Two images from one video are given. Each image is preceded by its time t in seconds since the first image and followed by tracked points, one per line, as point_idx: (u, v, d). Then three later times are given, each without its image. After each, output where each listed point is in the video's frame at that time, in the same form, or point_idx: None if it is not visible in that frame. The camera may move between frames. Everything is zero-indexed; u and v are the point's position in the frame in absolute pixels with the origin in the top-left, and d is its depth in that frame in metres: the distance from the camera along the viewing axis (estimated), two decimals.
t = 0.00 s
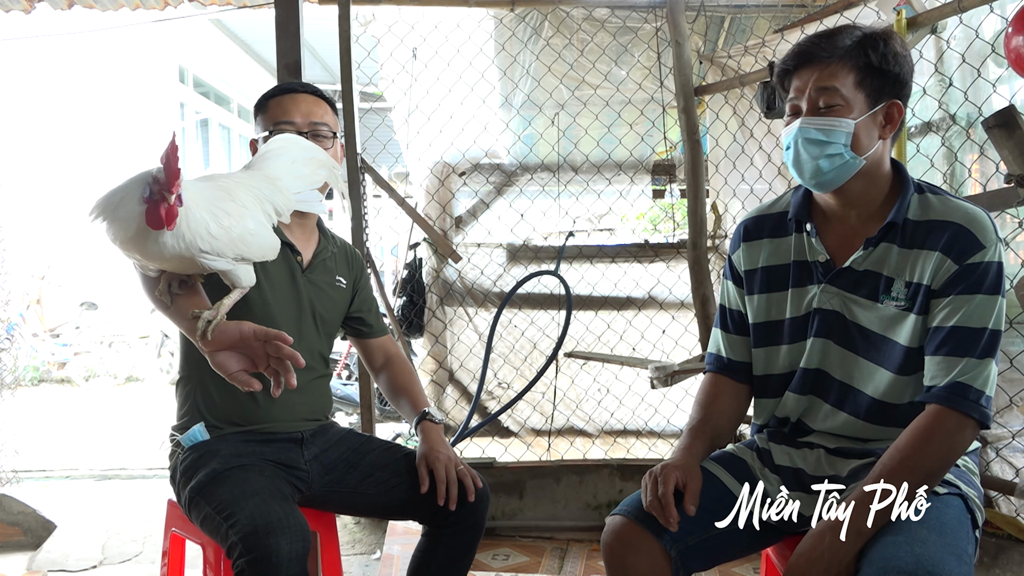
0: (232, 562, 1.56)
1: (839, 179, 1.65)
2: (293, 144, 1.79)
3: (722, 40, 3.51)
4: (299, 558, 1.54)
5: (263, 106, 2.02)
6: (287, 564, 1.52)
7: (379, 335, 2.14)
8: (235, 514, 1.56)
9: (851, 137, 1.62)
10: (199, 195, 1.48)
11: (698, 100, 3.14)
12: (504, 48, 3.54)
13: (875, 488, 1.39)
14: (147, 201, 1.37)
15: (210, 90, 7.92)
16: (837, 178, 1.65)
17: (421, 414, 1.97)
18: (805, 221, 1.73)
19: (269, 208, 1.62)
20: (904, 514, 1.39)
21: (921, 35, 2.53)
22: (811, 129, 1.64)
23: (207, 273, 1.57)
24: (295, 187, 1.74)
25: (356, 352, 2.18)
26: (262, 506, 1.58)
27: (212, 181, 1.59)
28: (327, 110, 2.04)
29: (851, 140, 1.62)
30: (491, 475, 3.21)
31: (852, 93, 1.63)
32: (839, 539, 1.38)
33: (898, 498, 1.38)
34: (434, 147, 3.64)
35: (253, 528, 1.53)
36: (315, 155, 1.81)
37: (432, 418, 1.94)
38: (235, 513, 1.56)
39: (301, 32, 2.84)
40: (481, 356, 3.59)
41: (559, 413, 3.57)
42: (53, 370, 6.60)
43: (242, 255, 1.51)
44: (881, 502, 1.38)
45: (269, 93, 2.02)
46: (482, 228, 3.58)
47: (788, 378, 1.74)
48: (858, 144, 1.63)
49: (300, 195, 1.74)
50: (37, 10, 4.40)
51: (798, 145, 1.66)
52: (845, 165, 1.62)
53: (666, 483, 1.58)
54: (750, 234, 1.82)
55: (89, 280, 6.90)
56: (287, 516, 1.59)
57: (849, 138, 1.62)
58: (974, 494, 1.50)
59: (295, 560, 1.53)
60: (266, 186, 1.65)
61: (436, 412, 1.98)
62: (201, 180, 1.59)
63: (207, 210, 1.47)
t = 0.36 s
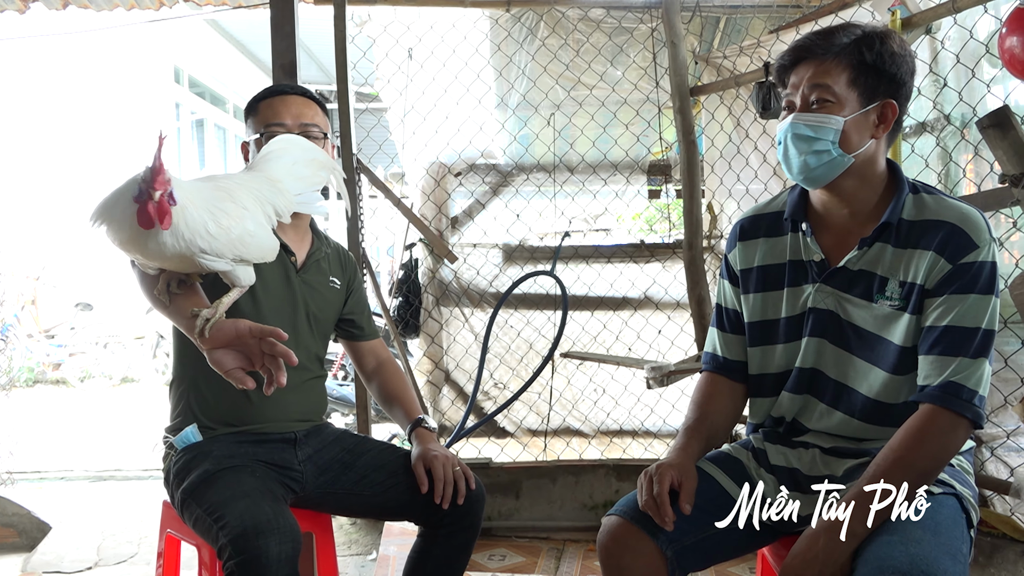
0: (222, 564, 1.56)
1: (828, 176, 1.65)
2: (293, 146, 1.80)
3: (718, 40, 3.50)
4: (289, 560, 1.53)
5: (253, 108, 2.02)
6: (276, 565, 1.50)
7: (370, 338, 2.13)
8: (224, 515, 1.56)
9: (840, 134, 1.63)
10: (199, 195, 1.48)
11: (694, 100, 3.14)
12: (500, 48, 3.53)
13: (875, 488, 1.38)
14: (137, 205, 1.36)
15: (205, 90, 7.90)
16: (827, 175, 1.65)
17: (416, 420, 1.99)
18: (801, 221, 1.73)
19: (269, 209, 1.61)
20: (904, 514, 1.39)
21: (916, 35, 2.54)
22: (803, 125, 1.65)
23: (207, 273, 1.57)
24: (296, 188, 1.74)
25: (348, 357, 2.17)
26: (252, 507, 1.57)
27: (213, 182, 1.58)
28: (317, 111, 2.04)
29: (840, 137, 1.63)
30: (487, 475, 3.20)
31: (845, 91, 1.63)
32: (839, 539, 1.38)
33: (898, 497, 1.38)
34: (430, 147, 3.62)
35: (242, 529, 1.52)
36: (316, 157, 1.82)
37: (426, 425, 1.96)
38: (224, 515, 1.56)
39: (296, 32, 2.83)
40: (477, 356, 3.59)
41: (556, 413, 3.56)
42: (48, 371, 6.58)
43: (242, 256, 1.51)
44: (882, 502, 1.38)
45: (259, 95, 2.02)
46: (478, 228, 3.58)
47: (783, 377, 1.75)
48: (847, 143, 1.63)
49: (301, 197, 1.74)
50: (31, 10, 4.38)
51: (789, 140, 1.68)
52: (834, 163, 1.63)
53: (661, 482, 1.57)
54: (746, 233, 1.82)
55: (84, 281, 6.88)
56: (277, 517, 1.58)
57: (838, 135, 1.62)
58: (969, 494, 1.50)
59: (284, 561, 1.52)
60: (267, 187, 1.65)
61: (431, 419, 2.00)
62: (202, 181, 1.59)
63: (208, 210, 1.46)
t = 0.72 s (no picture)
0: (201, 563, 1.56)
1: (823, 178, 1.66)
2: (292, 146, 1.79)
3: (715, 41, 3.50)
4: (262, 563, 1.53)
5: (250, 115, 2.01)
6: (247, 568, 1.50)
7: (365, 342, 2.14)
8: (202, 515, 1.56)
9: (834, 137, 1.63)
10: (194, 200, 1.48)
11: (691, 101, 3.14)
12: (496, 49, 3.53)
13: (875, 488, 1.38)
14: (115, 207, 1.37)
15: (201, 90, 7.88)
16: (821, 177, 1.66)
17: (412, 422, 1.98)
18: (797, 221, 1.73)
19: (267, 210, 1.61)
20: (905, 514, 1.40)
21: (912, 37, 2.54)
22: (797, 128, 1.66)
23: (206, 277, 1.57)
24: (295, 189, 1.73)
25: (344, 360, 2.17)
26: (231, 507, 1.57)
27: (210, 185, 1.58)
28: (314, 118, 2.04)
29: (834, 140, 1.63)
30: (484, 476, 3.20)
31: (839, 94, 1.64)
32: (840, 539, 1.38)
33: (898, 498, 1.38)
34: (427, 147, 3.62)
35: (216, 530, 1.52)
36: (315, 157, 1.81)
37: (423, 426, 1.95)
38: (203, 514, 1.56)
39: (292, 33, 2.83)
40: (473, 356, 3.59)
41: (552, 414, 3.57)
42: (43, 371, 6.55)
43: (239, 259, 1.50)
44: (881, 502, 1.38)
45: (257, 102, 2.01)
46: (475, 229, 3.58)
47: (779, 378, 1.75)
48: (841, 145, 1.63)
49: (300, 196, 1.73)
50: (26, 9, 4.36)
51: (783, 143, 1.68)
52: (827, 165, 1.63)
53: (658, 481, 1.58)
54: (743, 233, 1.82)
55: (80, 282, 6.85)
56: (254, 518, 1.57)
57: (832, 138, 1.63)
58: (964, 494, 1.50)
59: (256, 564, 1.51)
60: (266, 188, 1.64)
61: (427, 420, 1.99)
62: (199, 185, 1.59)
63: (202, 214, 1.45)
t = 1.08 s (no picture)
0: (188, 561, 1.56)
1: (819, 178, 1.66)
2: (295, 152, 1.78)
3: (713, 40, 3.50)
4: (245, 563, 1.52)
5: (257, 120, 2.02)
6: (229, 567, 1.50)
7: (364, 343, 2.14)
8: (191, 513, 1.56)
9: (830, 137, 1.63)
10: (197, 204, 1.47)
11: (689, 100, 3.14)
12: (495, 48, 3.54)
13: (874, 488, 1.38)
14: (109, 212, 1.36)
15: (200, 89, 7.88)
16: (817, 177, 1.66)
17: (410, 420, 1.97)
18: (795, 221, 1.73)
19: (270, 217, 1.61)
20: (905, 514, 1.39)
21: (911, 36, 2.54)
22: (793, 128, 1.66)
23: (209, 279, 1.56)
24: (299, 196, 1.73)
25: (343, 362, 2.17)
26: (218, 506, 1.57)
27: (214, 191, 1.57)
28: (320, 125, 2.04)
29: (829, 140, 1.63)
30: (483, 475, 3.20)
31: (836, 94, 1.63)
32: (839, 539, 1.38)
33: (898, 497, 1.38)
34: (425, 146, 3.62)
35: (200, 529, 1.52)
36: (319, 163, 1.80)
37: (420, 424, 1.95)
38: (191, 513, 1.56)
39: (291, 32, 2.83)
40: (472, 356, 3.58)
41: (551, 413, 3.57)
42: (41, 370, 6.54)
43: (239, 264, 1.49)
44: (881, 502, 1.38)
45: (263, 108, 2.02)
46: (474, 228, 3.57)
47: (778, 378, 1.75)
48: (837, 144, 1.63)
49: (303, 203, 1.73)
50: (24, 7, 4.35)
51: (780, 143, 1.68)
52: (823, 166, 1.63)
53: (657, 480, 1.58)
54: (741, 233, 1.82)
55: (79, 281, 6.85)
56: (240, 518, 1.57)
57: (828, 138, 1.63)
58: (963, 493, 1.50)
59: (240, 564, 1.51)
60: (270, 195, 1.64)
61: (425, 419, 1.99)
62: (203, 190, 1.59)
63: (204, 219, 1.45)
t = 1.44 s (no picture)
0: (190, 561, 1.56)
1: (818, 179, 1.66)
2: (301, 154, 1.76)
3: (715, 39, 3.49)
4: (246, 562, 1.52)
5: (262, 124, 2.02)
6: (231, 566, 1.50)
7: (365, 338, 2.14)
8: (193, 512, 1.56)
9: (828, 138, 1.63)
10: (203, 213, 1.46)
11: (691, 99, 3.14)
12: (497, 47, 3.53)
13: (875, 488, 1.38)
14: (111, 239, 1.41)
15: (201, 88, 7.88)
16: (816, 177, 1.66)
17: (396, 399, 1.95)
18: (795, 221, 1.73)
19: (278, 219, 1.58)
20: (905, 514, 1.40)
21: (912, 36, 2.54)
22: (791, 130, 1.66)
23: (221, 287, 1.56)
24: (304, 197, 1.69)
25: (345, 358, 2.17)
26: (220, 504, 1.57)
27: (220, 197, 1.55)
28: (324, 130, 2.04)
29: (828, 141, 1.63)
30: (484, 474, 3.20)
31: (834, 95, 1.63)
32: (839, 538, 1.38)
33: (898, 497, 1.38)
34: (426, 146, 3.61)
35: (202, 527, 1.52)
36: (323, 163, 1.77)
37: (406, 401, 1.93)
38: (193, 512, 1.56)
39: (292, 30, 2.83)
40: (473, 355, 3.58)
41: (552, 412, 3.57)
42: (42, 369, 6.55)
43: (250, 269, 1.47)
44: (881, 502, 1.38)
45: (267, 112, 2.02)
46: (475, 227, 3.57)
47: (779, 378, 1.75)
48: (836, 145, 1.63)
49: (310, 204, 1.70)
50: (26, 6, 4.35)
51: (778, 144, 1.68)
52: (822, 166, 1.63)
53: (657, 479, 1.58)
54: (741, 233, 1.82)
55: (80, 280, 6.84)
56: (242, 516, 1.57)
57: (826, 139, 1.62)
58: (964, 492, 1.50)
59: (241, 563, 1.51)
60: (276, 198, 1.60)
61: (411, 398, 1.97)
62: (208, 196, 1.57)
63: (211, 226, 1.43)
